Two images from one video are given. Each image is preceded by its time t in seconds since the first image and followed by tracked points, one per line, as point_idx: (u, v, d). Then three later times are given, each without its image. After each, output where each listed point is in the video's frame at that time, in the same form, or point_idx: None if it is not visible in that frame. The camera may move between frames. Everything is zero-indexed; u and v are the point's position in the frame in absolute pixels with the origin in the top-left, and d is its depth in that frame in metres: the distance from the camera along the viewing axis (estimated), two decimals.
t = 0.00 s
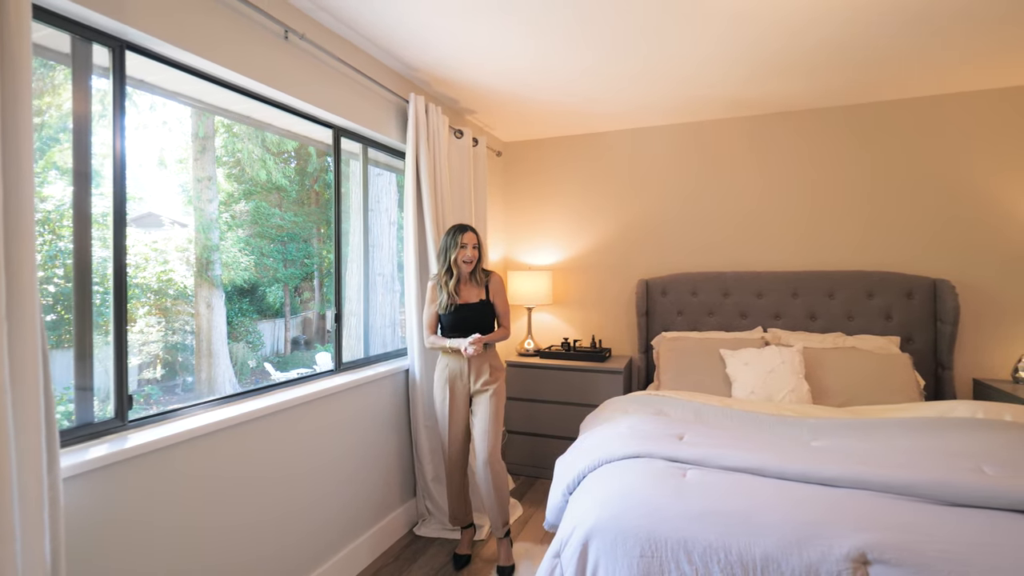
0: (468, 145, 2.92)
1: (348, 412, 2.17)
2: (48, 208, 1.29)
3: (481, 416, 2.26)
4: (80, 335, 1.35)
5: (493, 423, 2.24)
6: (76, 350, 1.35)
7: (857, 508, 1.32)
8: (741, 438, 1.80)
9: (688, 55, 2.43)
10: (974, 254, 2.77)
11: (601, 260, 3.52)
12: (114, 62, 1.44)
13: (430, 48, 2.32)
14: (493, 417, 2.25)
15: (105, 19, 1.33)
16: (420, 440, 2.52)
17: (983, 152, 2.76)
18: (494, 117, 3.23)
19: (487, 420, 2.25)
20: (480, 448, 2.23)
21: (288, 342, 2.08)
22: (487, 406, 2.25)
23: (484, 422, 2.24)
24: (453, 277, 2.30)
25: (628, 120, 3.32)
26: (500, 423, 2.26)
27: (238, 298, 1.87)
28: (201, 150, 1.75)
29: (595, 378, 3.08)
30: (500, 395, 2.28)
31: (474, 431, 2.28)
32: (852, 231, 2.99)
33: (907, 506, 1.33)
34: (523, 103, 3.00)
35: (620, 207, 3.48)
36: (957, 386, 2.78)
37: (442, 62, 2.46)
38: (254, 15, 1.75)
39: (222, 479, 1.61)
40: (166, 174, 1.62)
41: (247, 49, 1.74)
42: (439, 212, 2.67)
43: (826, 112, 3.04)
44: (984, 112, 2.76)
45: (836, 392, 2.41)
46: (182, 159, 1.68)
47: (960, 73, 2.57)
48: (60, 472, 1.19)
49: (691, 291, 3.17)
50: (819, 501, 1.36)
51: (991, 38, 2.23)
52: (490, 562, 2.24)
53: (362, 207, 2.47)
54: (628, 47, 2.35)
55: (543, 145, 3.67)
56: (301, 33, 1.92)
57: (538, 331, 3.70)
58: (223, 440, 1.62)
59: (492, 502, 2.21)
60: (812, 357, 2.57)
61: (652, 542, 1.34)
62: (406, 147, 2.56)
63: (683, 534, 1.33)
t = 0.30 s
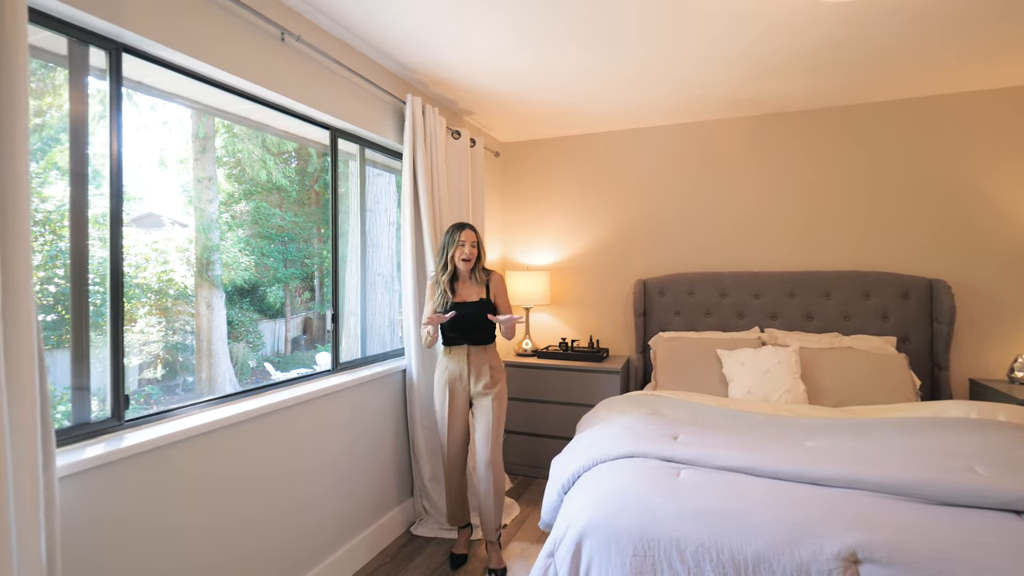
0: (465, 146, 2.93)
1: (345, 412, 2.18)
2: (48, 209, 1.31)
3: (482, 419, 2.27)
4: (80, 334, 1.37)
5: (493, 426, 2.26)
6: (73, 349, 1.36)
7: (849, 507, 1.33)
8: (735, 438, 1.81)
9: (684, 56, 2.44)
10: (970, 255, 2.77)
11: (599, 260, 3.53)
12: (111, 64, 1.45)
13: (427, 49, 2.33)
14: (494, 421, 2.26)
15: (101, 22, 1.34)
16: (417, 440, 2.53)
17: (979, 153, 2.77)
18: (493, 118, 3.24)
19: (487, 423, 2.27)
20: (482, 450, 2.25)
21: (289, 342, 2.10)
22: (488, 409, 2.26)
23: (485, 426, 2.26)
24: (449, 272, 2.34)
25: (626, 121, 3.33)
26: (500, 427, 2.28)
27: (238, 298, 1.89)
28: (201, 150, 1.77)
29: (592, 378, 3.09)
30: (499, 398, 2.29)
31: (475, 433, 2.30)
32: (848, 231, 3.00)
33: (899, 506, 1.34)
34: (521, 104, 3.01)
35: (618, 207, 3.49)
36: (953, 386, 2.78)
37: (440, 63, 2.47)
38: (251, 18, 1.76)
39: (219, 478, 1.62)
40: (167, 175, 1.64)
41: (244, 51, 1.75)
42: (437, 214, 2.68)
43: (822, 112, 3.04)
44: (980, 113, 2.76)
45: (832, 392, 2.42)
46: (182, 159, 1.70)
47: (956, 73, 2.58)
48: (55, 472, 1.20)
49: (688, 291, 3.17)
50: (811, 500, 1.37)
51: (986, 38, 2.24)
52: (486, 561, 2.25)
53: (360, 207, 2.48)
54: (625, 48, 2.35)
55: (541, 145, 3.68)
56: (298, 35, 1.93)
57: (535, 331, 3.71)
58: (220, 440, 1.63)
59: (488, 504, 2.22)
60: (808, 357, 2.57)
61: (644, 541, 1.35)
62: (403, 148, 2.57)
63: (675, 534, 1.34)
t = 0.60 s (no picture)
0: (462, 146, 2.94)
1: (343, 410, 2.20)
2: (49, 209, 1.33)
3: (485, 422, 2.28)
4: (82, 334, 1.40)
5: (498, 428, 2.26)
6: (69, 350, 1.37)
7: (840, 506, 1.34)
8: (729, 438, 1.82)
9: (680, 56, 2.45)
10: (967, 255, 2.77)
11: (597, 260, 3.53)
12: (108, 66, 1.46)
13: (423, 50, 2.34)
14: (498, 423, 2.27)
15: (97, 24, 1.35)
16: (414, 440, 2.54)
17: (975, 153, 2.77)
18: (490, 118, 3.25)
19: (491, 426, 2.27)
20: (485, 453, 2.27)
21: (289, 341, 2.13)
22: (491, 413, 2.26)
23: (489, 429, 2.27)
24: (454, 270, 2.35)
25: (623, 121, 3.33)
26: (503, 430, 2.28)
27: (238, 298, 1.91)
28: (202, 151, 1.80)
29: (589, 378, 3.10)
30: (504, 400, 2.29)
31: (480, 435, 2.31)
32: (845, 231, 3.01)
33: (891, 505, 1.34)
34: (518, 104, 3.02)
35: (615, 207, 3.50)
36: (950, 386, 2.78)
37: (436, 64, 2.48)
38: (247, 19, 1.77)
39: (215, 476, 1.63)
40: (168, 174, 1.66)
41: (241, 52, 1.76)
42: (434, 214, 2.69)
43: (819, 113, 3.05)
44: (975, 113, 2.77)
45: (827, 392, 2.42)
46: (183, 159, 1.72)
47: (952, 73, 2.58)
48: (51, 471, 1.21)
49: (685, 291, 3.18)
50: (803, 499, 1.38)
51: (981, 38, 2.24)
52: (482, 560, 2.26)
53: (358, 208, 2.49)
54: (620, 49, 2.36)
55: (539, 146, 3.69)
56: (294, 36, 1.94)
57: (533, 331, 3.71)
58: (217, 438, 1.64)
59: (488, 504, 2.23)
60: (804, 357, 2.58)
61: (637, 540, 1.36)
62: (400, 149, 2.58)
63: (668, 533, 1.35)
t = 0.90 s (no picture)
0: (460, 146, 2.95)
1: (340, 408, 2.22)
2: (51, 209, 1.35)
3: (488, 425, 2.28)
4: (84, 336, 1.42)
5: (502, 429, 2.28)
6: (64, 350, 1.38)
7: (831, 504, 1.34)
8: (722, 436, 1.82)
9: (676, 57, 2.45)
10: (963, 255, 2.78)
11: (594, 260, 3.54)
12: (104, 66, 1.47)
13: (419, 51, 2.35)
14: (501, 424, 2.28)
15: (93, 24, 1.36)
16: (411, 439, 2.55)
17: (971, 154, 2.78)
18: (488, 119, 3.26)
19: (494, 429, 2.28)
20: (486, 455, 2.28)
21: (290, 341, 2.15)
22: (494, 416, 2.28)
23: (492, 432, 2.27)
24: (461, 271, 2.33)
25: (621, 121, 3.34)
26: (506, 432, 2.29)
27: (238, 298, 1.93)
28: (203, 151, 1.82)
29: (586, 378, 3.11)
30: (506, 403, 2.31)
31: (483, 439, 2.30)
32: (841, 231, 3.01)
33: (881, 503, 1.35)
34: (515, 105, 3.03)
35: (613, 208, 3.51)
36: (946, 386, 2.79)
37: (433, 65, 2.50)
38: (243, 20, 1.78)
39: (212, 473, 1.65)
40: (169, 174, 1.69)
41: (237, 52, 1.77)
42: (431, 214, 2.70)
43: (816, 113, 3.06)
44: (971, 114, 2.77)
45: (823, 392, 2.43)
46: (184, 160, 1.75)
47: (948, 73, 2.59)
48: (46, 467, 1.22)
49: (682, 291, 3.19)
50: (794, 497, 1.38)
51: (976, 38, 2.24)
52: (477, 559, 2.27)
53: (356, 207, 2.51)
54: (616, 49, 2.37)
55: (538, 146, 3.70)
56: (290, 37, 1.95)
57: (531, 331, 3.72)
58: (214, 436, 1.66)
59: (487, 505, 2.24)
60: (800, 357, 2.58)
61: (628, 537, 1.37)
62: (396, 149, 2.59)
63: (659, 530, 1.35)
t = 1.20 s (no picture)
0: (458, 146, 2.97)
1: (339, 406, 2.24)
2: (53, 209, 1.37)
3: (488, 425, 2.29)
4: (85, 335, 1.44)
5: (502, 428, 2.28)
6: (63, 350, 1.39)
7: (820, 501, 1.35)
8: (715, 434, 1.83)
9: (672, 57, 2.47)
10: (960, 255, 2.78)
11: (592, 260, 3.55)
12: (102, 68, 1.48)
13: (415, 52, 2.37)
14: (502, 424, 2.29)
15: (90, 26, 1.37)
16: (409, 437, 2.57)
17: (968, 154, 2.78)
18: (486, 119, 3.27)
19: (495, 429, 2.28)
20: (486, 455, 2.29)
21: (292, 341, 2.19)
22: (495, 416, 2.29)
23: (493, 432, 2.28)
24: (462, 269, 2.31)
25: (619, 122, 3.35)
26: (507, 432, 2.30)
27: (240, 298, 1.96)
28: (205, 151, 1.85)
29: (584, 377, 3.12)
30: (507, 403, 2.32)
31: (484, 439, 2.30)
32: (837, 230, 3.02)
33: (869, 500, 1.36)
34: (512, 105, 3.04)
35: (611, 208, 3.52)
36: (942, 385, 2.79)
37: (430, 65, 2.51)
38: (240, 22, 1.80)
39: (210, 470, 1.67)
40: (171, 175, 1.72)
41: (234, 53, 1.79)
42: (429, 214, 2.71)
43: (813, 113, 3.06)
44: (967, 113, 2.78)
45: (818, 391, 2.44)
46: (187, 160, 1.78)
47: (944, 73, 2.59)
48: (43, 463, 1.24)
49: (679, 291, 3.20)
50: (784, 494, 1.40)
51: (971, 38, 2.25)
52: (473, 556, 2.28)
53: (355, 207, 2.53)
54: (612, 50, 2.38)
55: (536, 145, 3.71)
56: (287, 38, 1.96)
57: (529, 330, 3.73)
58: (213, 432, 1.68)
59: (486, 503, 2.25)
60: (795, 356, 2.59)
61: (620, 533, 1.39)
62: (394, 149, 2.60)
63: (650, 527, 1.37)
